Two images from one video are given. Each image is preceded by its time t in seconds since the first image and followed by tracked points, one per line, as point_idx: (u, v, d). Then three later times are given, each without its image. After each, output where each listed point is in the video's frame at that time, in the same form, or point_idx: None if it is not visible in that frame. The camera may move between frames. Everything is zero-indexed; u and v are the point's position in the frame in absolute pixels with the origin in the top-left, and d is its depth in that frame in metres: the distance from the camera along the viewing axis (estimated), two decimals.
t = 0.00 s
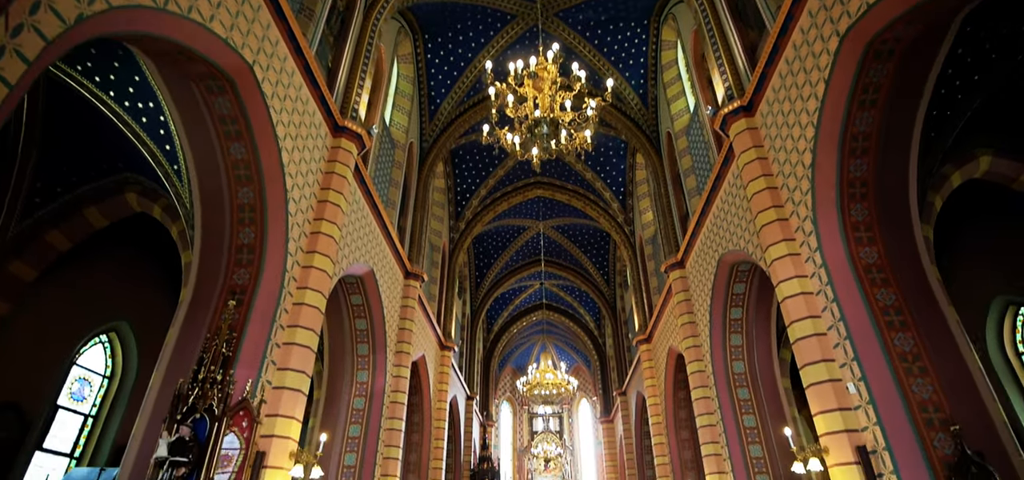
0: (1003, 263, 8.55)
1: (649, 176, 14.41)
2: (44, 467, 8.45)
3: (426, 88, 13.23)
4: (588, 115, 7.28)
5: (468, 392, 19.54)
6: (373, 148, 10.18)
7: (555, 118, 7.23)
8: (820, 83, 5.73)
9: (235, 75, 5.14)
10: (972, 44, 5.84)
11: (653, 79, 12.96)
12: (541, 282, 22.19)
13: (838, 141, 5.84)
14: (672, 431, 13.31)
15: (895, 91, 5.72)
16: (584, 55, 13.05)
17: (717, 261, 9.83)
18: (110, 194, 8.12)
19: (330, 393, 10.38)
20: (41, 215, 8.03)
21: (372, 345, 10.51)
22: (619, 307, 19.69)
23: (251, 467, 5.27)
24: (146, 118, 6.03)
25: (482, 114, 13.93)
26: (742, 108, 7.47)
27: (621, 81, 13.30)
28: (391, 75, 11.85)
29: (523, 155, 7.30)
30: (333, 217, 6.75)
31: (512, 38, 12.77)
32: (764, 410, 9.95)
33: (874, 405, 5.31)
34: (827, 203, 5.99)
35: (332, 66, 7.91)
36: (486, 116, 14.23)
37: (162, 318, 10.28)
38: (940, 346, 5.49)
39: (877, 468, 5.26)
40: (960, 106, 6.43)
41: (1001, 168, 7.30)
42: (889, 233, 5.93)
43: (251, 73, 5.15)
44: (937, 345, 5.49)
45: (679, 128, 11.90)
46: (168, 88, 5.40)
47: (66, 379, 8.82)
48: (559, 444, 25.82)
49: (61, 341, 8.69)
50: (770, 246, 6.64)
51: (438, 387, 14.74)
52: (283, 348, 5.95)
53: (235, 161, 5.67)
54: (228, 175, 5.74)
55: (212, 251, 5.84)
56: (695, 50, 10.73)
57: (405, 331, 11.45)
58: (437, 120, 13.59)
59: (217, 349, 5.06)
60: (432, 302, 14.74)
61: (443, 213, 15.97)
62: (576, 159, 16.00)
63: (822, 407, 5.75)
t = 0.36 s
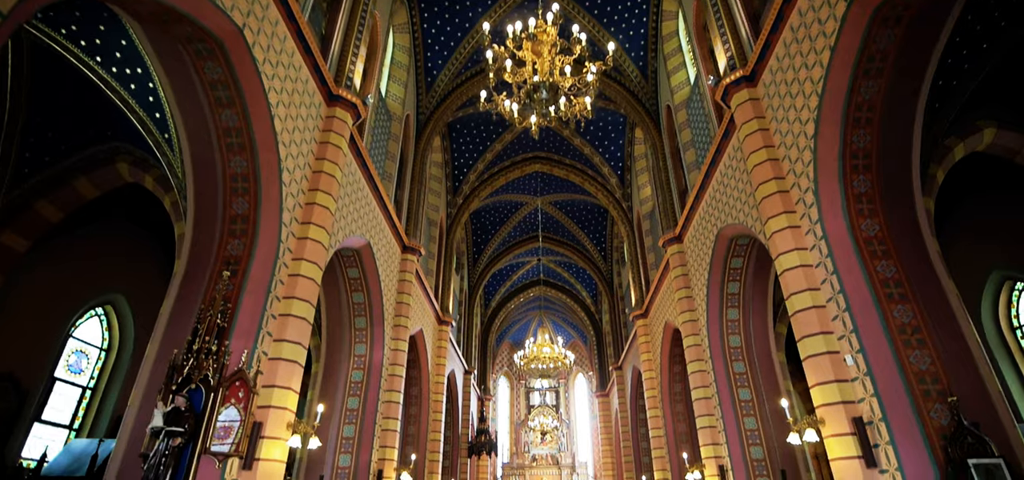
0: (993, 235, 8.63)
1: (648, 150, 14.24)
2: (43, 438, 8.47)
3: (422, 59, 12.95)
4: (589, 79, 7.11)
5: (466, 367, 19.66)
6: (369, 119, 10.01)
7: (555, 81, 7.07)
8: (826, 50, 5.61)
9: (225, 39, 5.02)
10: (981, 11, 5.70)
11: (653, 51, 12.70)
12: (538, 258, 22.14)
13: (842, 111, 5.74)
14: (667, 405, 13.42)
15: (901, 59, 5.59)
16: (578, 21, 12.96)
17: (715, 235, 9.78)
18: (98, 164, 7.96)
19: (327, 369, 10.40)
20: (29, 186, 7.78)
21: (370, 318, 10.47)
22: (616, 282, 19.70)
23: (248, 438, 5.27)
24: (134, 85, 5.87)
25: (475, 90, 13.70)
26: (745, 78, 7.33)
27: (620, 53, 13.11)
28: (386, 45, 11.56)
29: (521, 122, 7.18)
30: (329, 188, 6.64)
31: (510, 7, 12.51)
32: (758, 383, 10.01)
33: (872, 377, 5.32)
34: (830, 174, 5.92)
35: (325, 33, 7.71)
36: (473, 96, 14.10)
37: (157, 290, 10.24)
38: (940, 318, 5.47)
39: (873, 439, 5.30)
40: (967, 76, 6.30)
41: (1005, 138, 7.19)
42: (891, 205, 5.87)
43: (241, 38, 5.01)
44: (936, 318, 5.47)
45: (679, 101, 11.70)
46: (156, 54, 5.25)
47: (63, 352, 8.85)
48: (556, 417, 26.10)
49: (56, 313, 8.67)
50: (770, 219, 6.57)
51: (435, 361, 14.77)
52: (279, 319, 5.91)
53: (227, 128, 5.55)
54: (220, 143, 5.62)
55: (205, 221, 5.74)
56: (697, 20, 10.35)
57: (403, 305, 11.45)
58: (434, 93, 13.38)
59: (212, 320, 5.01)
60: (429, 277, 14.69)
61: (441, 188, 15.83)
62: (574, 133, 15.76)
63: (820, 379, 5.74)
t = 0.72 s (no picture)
0: (990, 209, 8.56)
1: (647, 124, 14.08)
2: (40, 411, 8.46)
3: (418, 30, 12.66)
4: (588, 44, 6.95)
5: (464, 342, 19.75)
6: (364, 89, 9.82)
7: (553, 45, 6.93)
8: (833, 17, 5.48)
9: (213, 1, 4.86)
10: None
11: (654, 22, 12.44)
12: (536, 235, 22.08)
13: (847, 81, 5.63)
14: (663, 379, 13.52)
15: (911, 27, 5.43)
16: None
17: (713, 209, 9.72)
18: (86, 133, 7.86)
19: (325, 343, 10.34)
20: (16, 154, 7.67)
21: (367, 291, 10.46)
22: (613, 259, 19.69)
23: (245, 409, 5.26)
24: (120, 50, 5.70)
25: (473, 61, 13.48)
26: (748, 48, 7.17)
27: (620, 24, 12.88)
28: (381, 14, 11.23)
29: (519, 89, 7.07)
30: (323, 158, 6.53)
31: None
32: (754, 357, 10.03)
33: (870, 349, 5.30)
34: (832, 144, 5.83)
35: None
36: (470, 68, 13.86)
37: (151, 262, 10.23)
38: (939, 290, 5.43)
39: (869, 410, 5.29)
40: (974, 46, 6.16)
41: (1010, 111, 7.07)
42: (894, 177, 5.79)
43: None
44: (936, 291, 5.43)
45: (680, 73, 11.50)
46: (140, 17, 5.06)
47: (58, 324, 8.82)
48: (552, 392, 26.36)
49: (50, 284, 8.62)
50: (770, 191, 6.51)
51: (433, 335, 14.84)
52: (274, 290, 5.85)
53: (217, 95, 5.41)
54: (210, 111, 5.48)
55: (196, 191, 5.63)
56: None
57: (400, 279, 11.44)
58: (430, 65, 13.17)
59: (205, 291, 4.93)
60: (427, 252, 14.64)
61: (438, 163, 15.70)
62: (572, 107, 15.54)
63: (816, 351, 5.73)
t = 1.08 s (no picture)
0: (990, 184, 8.54)
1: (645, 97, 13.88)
2: (37, 383, 8.45)
3: None
4: (588, 8, 6.78)
5: (460, 317, 19.78)
6: (358, 59, 9.59)
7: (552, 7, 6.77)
8: None
9: None
10: None
11: None
12: (533, 212, 21.96)
13: (854, 49, 5.51)
14: (658, 354, 13.58)
15: None
16: None
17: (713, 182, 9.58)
18: (73, 101, 7.73)
19: (321, 316, 10.23)
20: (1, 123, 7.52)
21: (364, 265, 10.37)
22: (610, 235, 19.62)
23: (240, 381, 5.22)
24: (105, 13, 5.52)
25: (470, 29, 13.28)
26: (751, 16, 6.99)
27: None
28: None
29: (517, 52, 6.97)
30: (316, 128, 6.40)
31: None
32: (750, 332, 10.04)
33: (868, 321, 5.28)
34: (836, 115, 5.74)
35: None
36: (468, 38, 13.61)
37: (144, 234, 10.15)
38: (939, 263, 5.40)
39: (866, 383, 5.24)
40: (982, 14, 6.02)
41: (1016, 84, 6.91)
42: (898, 148, 5.70)
43: None
44: (937, 263, 5.40)
45: (681, 45, 11.27)
46: None
47: (52, 297, 8.75)
48: (548, 366, 26.58)
49: (43, 254, 8.54)
50: (772, 163, 6.42)
51: (430, 309, 14.85)
52: (268, 262, 5.77)
53: (205, 60, 5.27)
54: (199, 76, 5.35)
55: (186, 160, 5.52)
56: None
57: (397, 254, 11.34)
58: (426, 36, 12.87)
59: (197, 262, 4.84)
60: (424, 227, 14.53)
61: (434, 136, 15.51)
62: (570, 80, 15.31)
63: (815, 324, 5.66)
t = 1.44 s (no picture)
0: (990, 160, 8.49)
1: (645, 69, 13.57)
2: (33, 356, 8.39)
3: None
4: None
5: (457, 293, 19.75)
6: (351, 28, 9.36)
7: None
8: None
9: None
10: None
11: None
12: (530, 187, 21.83)
13: (861, 16, 5.33)
14: (654, 328, 13.63)
15: None
16: None
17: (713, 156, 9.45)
18: (57, 70, 7.52)
19: (318, 290, 10.17)
20: None
21: (360, 239, 10.27)
22: (607, 211, 19.53)
23: (235, 352, 5.18)
24: None
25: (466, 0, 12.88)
26: None
27: None
28: None
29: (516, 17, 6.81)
30: (309, 96, 6.25)
31: None
32: (745, 306, 10.03)
33: (868, 294, 5.23)
34: (841, 85, 5.61)
35: None
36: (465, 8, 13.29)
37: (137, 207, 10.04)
38: (941, 235, 5.34)
39: (863, 355, 5.25)
40: None
41: None
42: (903, 119, 5.59)
43: None
44: (938, 236, 5.34)
45: (682, 14, 11.05)
46: None
47: (45, 270, 8.66)
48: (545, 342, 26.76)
49: (34, 227, 8.43)
50: (773, 134, 6.31)
51: (428, 284, 14.77)
52: (261, 234, 5.69)
53: (192, 24, 5.10)
54: (185, 41, 5.18)
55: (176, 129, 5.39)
56: None
57: (393, 228, 11.26)
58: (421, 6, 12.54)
59: (189, 232, 4.75)
60: (420, 201, 14.41)
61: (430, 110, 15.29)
62: (569, 52, 15.04)
63: (813, 296, 5.67)
